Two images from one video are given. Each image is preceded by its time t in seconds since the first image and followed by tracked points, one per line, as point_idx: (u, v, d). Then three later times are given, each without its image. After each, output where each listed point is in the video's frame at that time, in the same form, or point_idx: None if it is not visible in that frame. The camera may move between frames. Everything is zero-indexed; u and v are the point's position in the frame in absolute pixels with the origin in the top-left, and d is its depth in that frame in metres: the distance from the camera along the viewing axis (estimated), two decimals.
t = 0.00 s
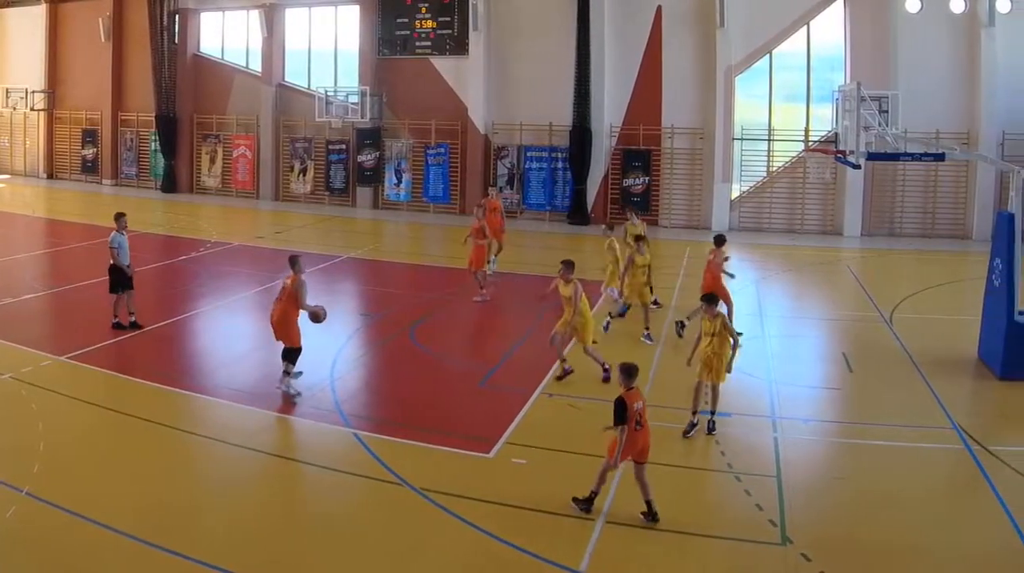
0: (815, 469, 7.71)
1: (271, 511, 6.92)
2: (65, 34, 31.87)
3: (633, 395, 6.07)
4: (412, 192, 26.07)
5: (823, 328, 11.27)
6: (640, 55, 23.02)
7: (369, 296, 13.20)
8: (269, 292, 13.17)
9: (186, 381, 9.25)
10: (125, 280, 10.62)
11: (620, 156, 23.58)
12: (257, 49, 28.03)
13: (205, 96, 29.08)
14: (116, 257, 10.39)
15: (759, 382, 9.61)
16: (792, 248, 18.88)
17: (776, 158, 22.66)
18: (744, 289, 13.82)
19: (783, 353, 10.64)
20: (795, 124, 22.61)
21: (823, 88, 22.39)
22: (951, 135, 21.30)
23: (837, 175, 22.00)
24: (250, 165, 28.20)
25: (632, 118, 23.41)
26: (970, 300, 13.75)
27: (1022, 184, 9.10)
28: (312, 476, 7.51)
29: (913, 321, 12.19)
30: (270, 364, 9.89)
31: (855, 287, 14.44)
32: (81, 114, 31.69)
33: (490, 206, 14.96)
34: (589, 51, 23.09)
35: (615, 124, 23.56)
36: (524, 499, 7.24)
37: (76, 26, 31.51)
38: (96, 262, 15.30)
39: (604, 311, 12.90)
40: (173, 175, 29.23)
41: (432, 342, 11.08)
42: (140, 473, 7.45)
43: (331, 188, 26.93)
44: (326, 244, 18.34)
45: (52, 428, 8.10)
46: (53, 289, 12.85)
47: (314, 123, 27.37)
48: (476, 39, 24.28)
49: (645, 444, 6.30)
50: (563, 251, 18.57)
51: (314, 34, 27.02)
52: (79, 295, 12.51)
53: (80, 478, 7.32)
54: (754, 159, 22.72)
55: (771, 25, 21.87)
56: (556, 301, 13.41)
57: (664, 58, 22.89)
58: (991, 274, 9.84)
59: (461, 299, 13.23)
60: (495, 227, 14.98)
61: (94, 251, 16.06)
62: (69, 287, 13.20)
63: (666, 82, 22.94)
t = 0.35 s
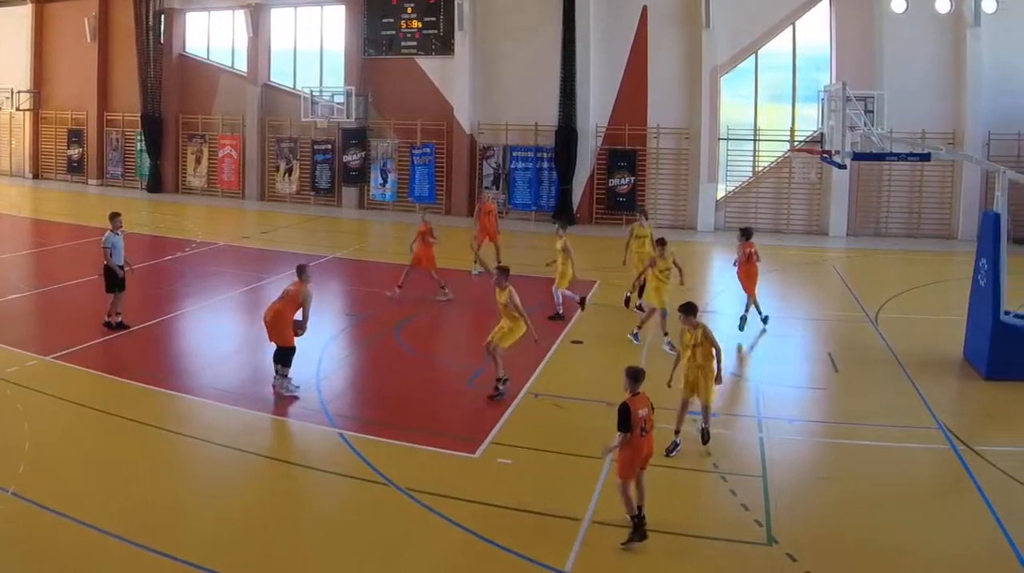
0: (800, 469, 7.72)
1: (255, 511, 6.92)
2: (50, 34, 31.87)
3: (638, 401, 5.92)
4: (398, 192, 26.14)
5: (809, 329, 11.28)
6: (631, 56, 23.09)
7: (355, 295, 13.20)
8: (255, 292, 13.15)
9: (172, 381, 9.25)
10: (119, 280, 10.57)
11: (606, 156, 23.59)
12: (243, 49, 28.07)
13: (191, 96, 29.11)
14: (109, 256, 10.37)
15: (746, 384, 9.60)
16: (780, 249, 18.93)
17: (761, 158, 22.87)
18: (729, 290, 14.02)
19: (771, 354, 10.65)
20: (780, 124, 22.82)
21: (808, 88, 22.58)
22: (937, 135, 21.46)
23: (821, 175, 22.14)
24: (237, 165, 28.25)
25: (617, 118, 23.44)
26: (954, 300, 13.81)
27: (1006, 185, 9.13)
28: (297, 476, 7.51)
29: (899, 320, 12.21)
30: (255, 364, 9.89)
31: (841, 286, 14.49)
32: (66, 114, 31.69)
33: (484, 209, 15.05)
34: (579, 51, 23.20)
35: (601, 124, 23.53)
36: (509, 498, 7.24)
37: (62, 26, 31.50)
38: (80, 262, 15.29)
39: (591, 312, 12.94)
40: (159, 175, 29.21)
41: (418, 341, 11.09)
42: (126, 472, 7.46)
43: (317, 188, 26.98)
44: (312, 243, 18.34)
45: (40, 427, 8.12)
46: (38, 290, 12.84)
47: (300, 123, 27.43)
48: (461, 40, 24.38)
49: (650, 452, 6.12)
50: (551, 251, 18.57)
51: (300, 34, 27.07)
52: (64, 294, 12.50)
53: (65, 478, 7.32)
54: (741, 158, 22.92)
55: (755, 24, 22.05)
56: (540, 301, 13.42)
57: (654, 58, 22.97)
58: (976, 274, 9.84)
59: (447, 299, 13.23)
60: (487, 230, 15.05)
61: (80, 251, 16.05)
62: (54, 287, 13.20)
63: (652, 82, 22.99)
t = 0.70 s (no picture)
0: (788, 469, 7.72)
1: (242, 511, 6.90)
2: (37, 34, 31.88)
3: (626, 411, 5.82)
4: (385, 192, 26.20)
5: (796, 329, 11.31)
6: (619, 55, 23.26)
7: (342, 295, 13.20)
8: (242, 291, 13.14)
9: (158, 381, 9.23)
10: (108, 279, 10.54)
11: (592, 157, 23.86)
12: (229, 49, 28.10)
13: (178, 96, 29.12)
14: (98, 255, 10.35)
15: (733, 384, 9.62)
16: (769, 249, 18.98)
17: (749, 158, 23.02)
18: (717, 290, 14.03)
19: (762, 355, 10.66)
20: (766, 124, 22.96)
21: (795, 89, 22.75)
22: (924, 134, 21.80)
23: (809, 173, 22.27)
24: (224, 165, 28.27)
25: (604, 118, 23.68)
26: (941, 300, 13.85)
27: (994, 185, 9.11)
28: (284, 476, 7.50)
29: (885, 320, 12.25)
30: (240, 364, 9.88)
31: (826, 287, 14.55)
32: (53, 114, 31.68)
33: (491, 212, 14.97)
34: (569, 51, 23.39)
35: (587, 124, 23.78)
36: (496, 498, 7.24)
37: (49, 26, 31.48)
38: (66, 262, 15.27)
39: (578, 312, 12.97)
40: (145, 176, 29.19)
41: (403, 342, 11.09)
42: (113, 472, 7.45)
43: (304, 188, 27.02)
44: (298, 243, 18.33)
45: (27, 428, 8.11)
46: (24, 290, 12.83)
47: (287, 123, 27.46)
48: (448, 40, 24.51)
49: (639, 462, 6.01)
50: (539, 251, 18.58)
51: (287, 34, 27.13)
52: (49, 294, 12.48)
53: (52, 478, 7.31)
54: (727, 158, 23.08)
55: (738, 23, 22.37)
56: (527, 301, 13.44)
57: (644, 59, 23.13)
58: (964, 274, 9.85)
59: (434, 299, 13.24)
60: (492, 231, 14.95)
61: (65, 251, 16.04)
62: (40, 287, 13.19)
63: (639, 82, 23.24)
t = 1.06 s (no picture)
0: (776, 469, 7.71)
1: (229, 511, 6.90)
2: (24, 34, 31.88)
3: (586, 413, 5.89)
4: (372, 192, 26.26)
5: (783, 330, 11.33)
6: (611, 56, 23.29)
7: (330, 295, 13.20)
8: (230, 291, 13.13)
9: (146, 381, 9.23)
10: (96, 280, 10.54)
11: (579, 156, 23.94)
12: (216, 49, 28.12)
13: (164, 96, 29.12)
14: (85, 255, 10.35)
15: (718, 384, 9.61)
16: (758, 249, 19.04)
17: (735, 158, 23.21)
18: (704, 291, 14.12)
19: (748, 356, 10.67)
20: (754, 124, 23.14)
21: (782, 88, 22.90)
22: (911, 134, 21.93)
23: (795, 175, 22.55)
24: (210, 165, 28.30)
25: (591, 118, 23.76)
26: (929, 301, 13.88)
27: (982, 185, 9.10)
28: (271, 476, 7.50)
29: (872, 320, 12.28)
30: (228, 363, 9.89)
31: (812, 286, 14.60)
32: (40, 114, 31.68)
33: (496, 215, 14.64)
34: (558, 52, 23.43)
35: (574, 124, 23.88)
36: (483, 498, 7.23)
37: (37, 26, 31.46)
38: (52, 262, 15.26)
39: (565, 312, 12.97)
40: (132, 176, 29.18)
41: (391, 342, 11.11)
42: (101, 473, 7.44)
43: (290, 188, 27.06)
44: (285, 243, 18.32)
45: (15, 429, 8.10)
46: (9, 290, 12.82)
47: (274, 124, 27.50)
48: (435, 40, 24.51)
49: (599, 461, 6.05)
50: (527, 251, 18.60)
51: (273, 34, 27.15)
52: (35, 294, 12.48)
53: (40, 477, 7.31)
54: (715, 158, 23.27)
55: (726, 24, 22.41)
56: (514, 301, 13.45)
57: (632, 59, 23.21)
58: (951, 274, 9.86)
59: (421, 299, 13.24)
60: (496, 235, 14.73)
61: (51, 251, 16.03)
62: (25, 287, 13.19)
63: (626, 82, 23.33)
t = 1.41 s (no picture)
0: (761, 469, 7.72)
1: (215, 511, 6.89)
2: (10, 34, 31.87)
3: (538, 402, 5.90)
4: (357, 192, 26.31)
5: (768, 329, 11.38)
6: (598, 56, 23.39)
7: (316, 295, 13.20)
8: (217, 291, 13.13)
9: (132, 382, 9.23)
10: (82, 280, 10.55)
11: (565, 157, 24.08)
12: (202, 49, 28.14)
13: (150, 96, 29.12)
14: (70, 255, 10.36)
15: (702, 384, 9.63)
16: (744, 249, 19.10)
17: (721, 158, 23.39)
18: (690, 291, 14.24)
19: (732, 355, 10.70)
20: (739, 124, 23.30)
21: (768, 89, 23.10)
22: (896, 134, 22.09)
23: (781, 176, 22.66)
24: (196, 165, 28.32)
25: (577, 118, 23.88)
26: (914, 301, 13.94)
27: (967, 185, 9.09)
28: (258, 476, 7.50)
29: (857, 320, 12.32)
30: (214, 363, 9.89)
31: (798, 287, 14.64)
32: (25, 114, 31.66)
33: (496, 214, 14.76)
34: (547, 51, 23.45)
35: (560, 124, 24.01)
36: (469, 498, 7.22)
37: (23, 26, 31.43)
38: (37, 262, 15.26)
39: (550, 312, 13.00)
40: (117, 176, 29.16)
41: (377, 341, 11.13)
42: (87, 472, 7.44)
43: (276, 188, 27.11)
44: (271, 243, 18.33)
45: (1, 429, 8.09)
46: None
47: (259, 123, 27.56)
48: (421, 39, 24.56)
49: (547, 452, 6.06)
50: (513, 251, 18.65)
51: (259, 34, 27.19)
52: (19, 294, 12.47)
53: (25, 477, 7.31)
54: (700, 158, 23.42)
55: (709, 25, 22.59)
56: (500, 301, 13.46)
57: (617, 59, 23.31)
58: (937, 274, 9.87)
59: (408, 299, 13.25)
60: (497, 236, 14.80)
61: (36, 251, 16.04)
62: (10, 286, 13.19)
63: (612, 81, 23.43)
